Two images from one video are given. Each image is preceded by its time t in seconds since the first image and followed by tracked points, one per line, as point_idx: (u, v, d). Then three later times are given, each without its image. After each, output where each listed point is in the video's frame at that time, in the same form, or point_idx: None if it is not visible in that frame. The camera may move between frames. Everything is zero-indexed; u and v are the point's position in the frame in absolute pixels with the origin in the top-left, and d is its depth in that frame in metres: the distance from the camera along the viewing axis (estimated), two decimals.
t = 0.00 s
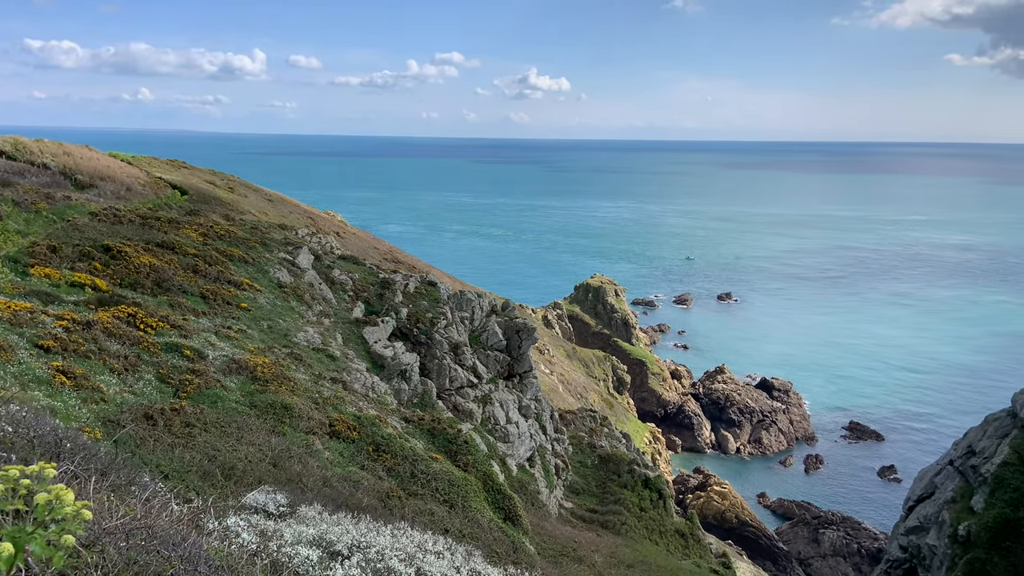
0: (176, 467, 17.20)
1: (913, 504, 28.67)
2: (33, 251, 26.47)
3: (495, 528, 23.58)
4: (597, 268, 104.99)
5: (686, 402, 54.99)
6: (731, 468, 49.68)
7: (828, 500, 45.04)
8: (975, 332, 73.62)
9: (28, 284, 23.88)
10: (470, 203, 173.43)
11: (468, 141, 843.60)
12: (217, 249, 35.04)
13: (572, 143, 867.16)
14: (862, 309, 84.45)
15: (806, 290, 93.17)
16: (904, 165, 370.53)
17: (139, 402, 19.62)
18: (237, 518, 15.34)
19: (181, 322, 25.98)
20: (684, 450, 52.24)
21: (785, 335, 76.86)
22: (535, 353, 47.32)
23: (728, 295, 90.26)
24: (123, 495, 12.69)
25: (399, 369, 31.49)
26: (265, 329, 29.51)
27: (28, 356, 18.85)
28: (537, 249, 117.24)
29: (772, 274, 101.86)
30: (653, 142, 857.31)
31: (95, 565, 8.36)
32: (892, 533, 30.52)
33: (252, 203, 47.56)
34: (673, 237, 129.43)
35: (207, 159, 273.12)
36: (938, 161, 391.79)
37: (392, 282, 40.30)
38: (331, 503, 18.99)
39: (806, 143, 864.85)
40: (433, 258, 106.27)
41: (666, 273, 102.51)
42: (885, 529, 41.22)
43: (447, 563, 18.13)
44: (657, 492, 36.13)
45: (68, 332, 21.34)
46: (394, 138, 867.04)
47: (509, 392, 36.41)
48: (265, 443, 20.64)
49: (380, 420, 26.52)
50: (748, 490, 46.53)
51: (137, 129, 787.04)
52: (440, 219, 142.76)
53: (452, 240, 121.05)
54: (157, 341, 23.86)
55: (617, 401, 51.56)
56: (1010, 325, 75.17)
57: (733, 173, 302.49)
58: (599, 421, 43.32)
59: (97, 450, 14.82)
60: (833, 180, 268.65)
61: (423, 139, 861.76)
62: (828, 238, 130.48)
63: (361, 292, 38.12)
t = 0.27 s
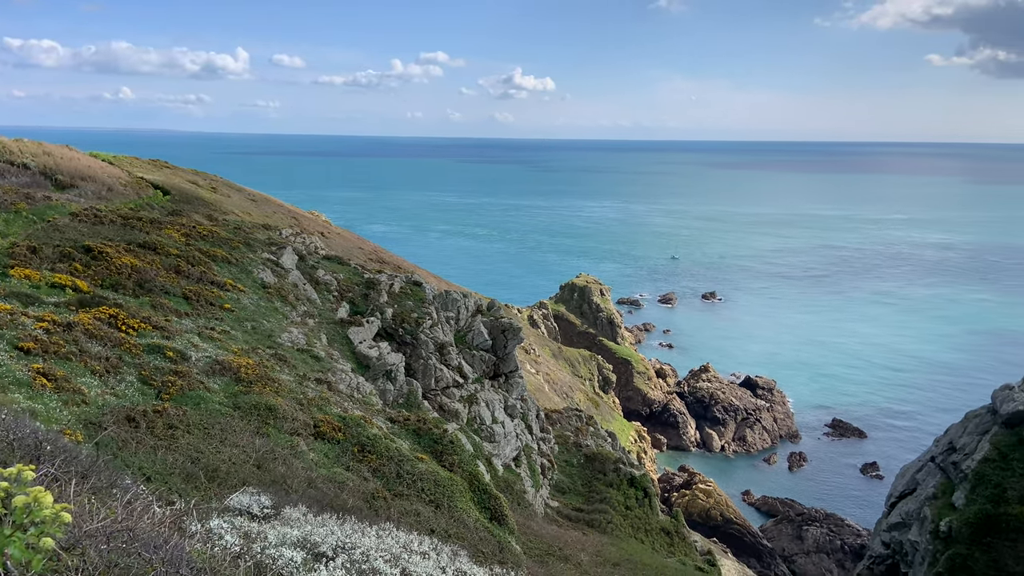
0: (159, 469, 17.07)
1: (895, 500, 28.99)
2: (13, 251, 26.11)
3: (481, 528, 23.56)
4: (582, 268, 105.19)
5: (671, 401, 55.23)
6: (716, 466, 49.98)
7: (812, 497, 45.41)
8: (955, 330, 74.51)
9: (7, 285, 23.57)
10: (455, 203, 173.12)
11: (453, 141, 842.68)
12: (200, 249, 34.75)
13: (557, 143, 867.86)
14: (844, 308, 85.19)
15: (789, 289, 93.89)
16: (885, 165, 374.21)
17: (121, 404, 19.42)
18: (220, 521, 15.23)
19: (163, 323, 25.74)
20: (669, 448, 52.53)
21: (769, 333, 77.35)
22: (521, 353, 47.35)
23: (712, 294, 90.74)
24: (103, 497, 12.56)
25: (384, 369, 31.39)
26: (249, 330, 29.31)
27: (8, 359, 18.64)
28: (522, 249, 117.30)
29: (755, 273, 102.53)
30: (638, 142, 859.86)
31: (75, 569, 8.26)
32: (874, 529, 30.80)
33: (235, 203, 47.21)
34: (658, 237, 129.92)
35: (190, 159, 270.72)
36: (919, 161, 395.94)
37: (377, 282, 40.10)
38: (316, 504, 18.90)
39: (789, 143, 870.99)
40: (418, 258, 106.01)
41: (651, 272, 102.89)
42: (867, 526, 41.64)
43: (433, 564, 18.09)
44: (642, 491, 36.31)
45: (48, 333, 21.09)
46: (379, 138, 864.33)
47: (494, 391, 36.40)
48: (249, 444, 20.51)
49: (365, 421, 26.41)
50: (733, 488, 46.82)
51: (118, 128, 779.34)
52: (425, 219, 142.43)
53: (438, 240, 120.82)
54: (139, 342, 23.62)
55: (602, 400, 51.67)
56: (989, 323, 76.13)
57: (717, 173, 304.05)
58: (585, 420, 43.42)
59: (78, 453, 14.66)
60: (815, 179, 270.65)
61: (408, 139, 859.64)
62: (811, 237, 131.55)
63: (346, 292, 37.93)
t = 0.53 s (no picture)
0: (142, 472, 16.91)
1: (878, 497, 29.26)
2: None
3: (467, 528, 23.54)
4: (568, 268, 105.36)
5: (657, 399, 55.45)
6: (702, 465, 50.25)
7: (796, 494, 45.77)
8: (936, 329, 75.37)
9: None
10: (440, 203, 172.79)
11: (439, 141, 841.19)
12: (183, 250, 34.43)
13: (543, 143, 868.43)
14: (827, 307, 85.88)
15: (773, 288, 94.56)
16: (867, 164, 377.84)
17: (103, 406, 19.22)
18: (204, 522, 15.13)
19: (145, 324, 25.48)
20: (655, 447, 52.75)
21: (753, 332, 77.82)
22: (507, 352, 47.35)
23: (697, 293, 91.20)
24: (85, 500, 12.43)
25: (369, 370, 31.28)
26: (233, 331, 29.11)
27: None
28: (508, 249, 117.30)
29: (740, 272, 103.16)
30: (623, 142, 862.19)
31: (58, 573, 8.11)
32: (857, 525, 31.08)
33: (219, 203, 46.83)
34: (643, 236, 130.42)
35: (172, 159, 268.17)
36: (901, 160, 400.02)
37: (362, 282, 39.90)
38: (301, 505, 18.80)
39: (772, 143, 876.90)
40: (403, 258, 105.72)
41: (636, 272, 103.26)
42: (851, 522, 42.04)
43: (419, 564, 18.04)
44: (628, 489, 36.48)
45: (28, 335, 20.81)
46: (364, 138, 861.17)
47: (480, 391, 36.36)
48: (233, 446, 20.37)
49: (350, 421, 26.31)
50: (718, 486, 47.11)
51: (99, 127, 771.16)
52: (410, 219, 142.03)
53: (423, 240, 120.53)
54: (121, 344, 23.38)
55: (588, 399, 51.78)
56: (969, 321, 77.04)
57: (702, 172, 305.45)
58: (571, 419, 43.48)
59: (59, 456, 14.49)
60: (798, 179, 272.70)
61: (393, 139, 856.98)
62: (794, 237, 132.57)
63: (331, 293, 37.71)
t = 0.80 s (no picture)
0: (125, 474, 16.75)
1: (861, 494, 29.51)
2: None
3: (453, 528, 23.49)
4: (553, 267, 105.48)
5: (642, 398, 55.66)
6: (687, 463, 50.49)
7: (781, 492, 46.10)
8: (917, 327, 76.12)
9: None
10: (426, 203, 172.39)
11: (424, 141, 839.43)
12: (166, 251, 34.11)
13: (528, 143, 868.00)
14: (811, 306, 86.56)
15: (757, 287, 95.15)
16: (850, 164, 381.01)
17: (85, 408, 19.02)
18: (187, 525, 15.02)
19: (128, 325, 25.23)
20: (640, 445, 52.95)
21: (738, 331, 78.26)
22: (493, 352, 47.33)
23: (682, 292, 91.62)
24: (65, 502, 12.30)
25: (355, 370, 31.17)
26: (216, 332, 28.90)
27: None
28: (494, 249, 117.28)
29: (724, 271, 103.74)
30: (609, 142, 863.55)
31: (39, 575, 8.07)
32: (841, 522, 31.35)
33: (202, 203, 46.48)
34: (628, 236, 130.83)
35: (154, 158, 265.70)
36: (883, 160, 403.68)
37: (347, 282, 39.69)
38: (286, 507, 18.69)
39: (756, 144, 882.54)
40: (389, 258, 105.39)
41: (621, 271, 103.56)
42: (834, 519, 42.39)
43: (405, 565, 17.97)
44: (614, 488, 36.60)
45: (8, 337, 20.55)
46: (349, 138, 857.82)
47: (466, 391, 36.30)
48: (217, 448, 20.23)
49: (335, 422, 26.18)
50: (703, 484, 47.36)
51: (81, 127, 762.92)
52: (396, 219, 141.63)
53: (409, 240, 120.23)
54: (103, 345, 23.15)
55: (574, 399, 51.87)
56: (951, 319, 77.87)
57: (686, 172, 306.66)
58: (557, 419, 43.53)
59: (39, 458, 14.33)
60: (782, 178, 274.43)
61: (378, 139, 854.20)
62: (777, 236, 133.46)
63: (316, 293, 37.48)
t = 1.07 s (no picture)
0: (107, 477, 16.58)
1: (844, 490, 29.74)
2: None
3: (439, 529, 23.44)
4: (539, 267, 105.56)
5: (628, 397, 55.83)
6: (673, 462, 50.72)
7: (765, 489, 46.41)
8: (899, 325, 76.88)
9: None
10: (411, 203, 171.91)
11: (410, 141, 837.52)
12: (148, 251, 33.78)
13: (514, 143, 868.28)
14: (795, 304, 87.18)
15: (741, 286, 95.72)
16: (833, 163, 384.09)
17: (66, 411, 18.80)
18: (170, 528, 14.89)
19: (110, 327, 24.98)
20: (626, 444, 53.13)
21: (723, 330, 78.69)
22: (479, 352, 47.29)
23: (667, 291, 92.00)
24: (44, 505, 12.15)
25: (340, 371, 31.04)
26: (200, 333, 28.66)
27: None
28: (479, 248, 117.20)
29: (709, 270, 104.28)
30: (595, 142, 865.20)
31: None
32: (824, 518, 31.58)
33: (185, 204, 46.09)
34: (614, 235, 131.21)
35: (136, 158, 262.96)
36: (866, 160, 407.19)
37: (332, 283, 39.47)
38: (270, 509, 18.58)
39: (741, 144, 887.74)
40: (374, 259, 105.01)
41: (607, 270, 103.83)
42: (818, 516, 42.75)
43: (390, 566, 17.90)
44: (600, 487, 36.70)
45: None
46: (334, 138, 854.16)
47: (452, 391, 36.23)
48: (201, 450, 20.06)
49: (320, 423, 26.04)
50: (689, 482, 47.60)
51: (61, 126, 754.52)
52: (381, 220, 141.14)
53: (394, 240, 119.86)
54: (84, 347, 22.89)
55: (560, 398, 51.94)
56: (932, 317, 78.73)
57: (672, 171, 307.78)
58: (543, 418, 43.54)
59: (19, 461, 14.15)
60: (765, 177, 276.26)
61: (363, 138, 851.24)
62: (761, 235, 134.31)
63: (300, 294, 37.24)
